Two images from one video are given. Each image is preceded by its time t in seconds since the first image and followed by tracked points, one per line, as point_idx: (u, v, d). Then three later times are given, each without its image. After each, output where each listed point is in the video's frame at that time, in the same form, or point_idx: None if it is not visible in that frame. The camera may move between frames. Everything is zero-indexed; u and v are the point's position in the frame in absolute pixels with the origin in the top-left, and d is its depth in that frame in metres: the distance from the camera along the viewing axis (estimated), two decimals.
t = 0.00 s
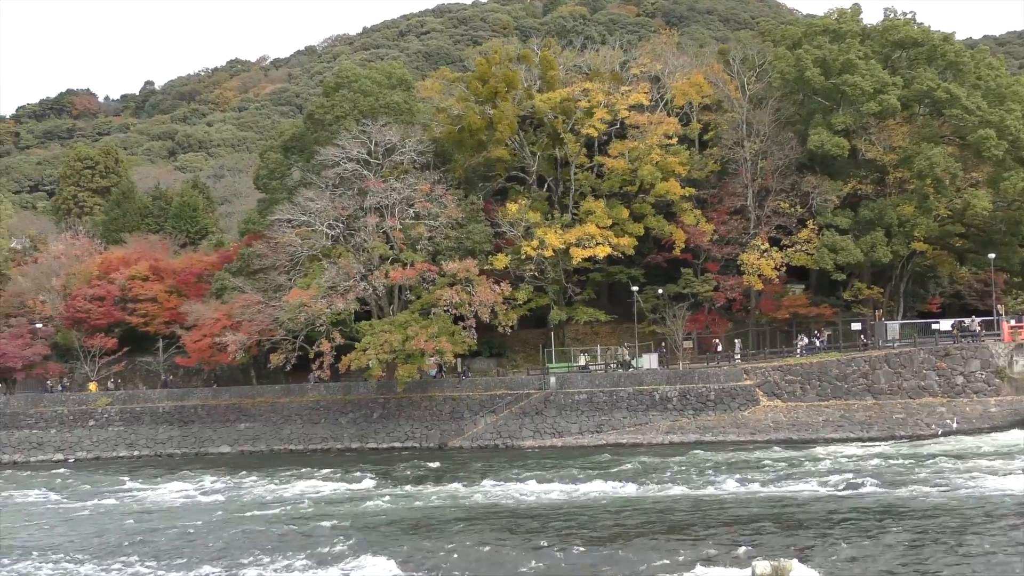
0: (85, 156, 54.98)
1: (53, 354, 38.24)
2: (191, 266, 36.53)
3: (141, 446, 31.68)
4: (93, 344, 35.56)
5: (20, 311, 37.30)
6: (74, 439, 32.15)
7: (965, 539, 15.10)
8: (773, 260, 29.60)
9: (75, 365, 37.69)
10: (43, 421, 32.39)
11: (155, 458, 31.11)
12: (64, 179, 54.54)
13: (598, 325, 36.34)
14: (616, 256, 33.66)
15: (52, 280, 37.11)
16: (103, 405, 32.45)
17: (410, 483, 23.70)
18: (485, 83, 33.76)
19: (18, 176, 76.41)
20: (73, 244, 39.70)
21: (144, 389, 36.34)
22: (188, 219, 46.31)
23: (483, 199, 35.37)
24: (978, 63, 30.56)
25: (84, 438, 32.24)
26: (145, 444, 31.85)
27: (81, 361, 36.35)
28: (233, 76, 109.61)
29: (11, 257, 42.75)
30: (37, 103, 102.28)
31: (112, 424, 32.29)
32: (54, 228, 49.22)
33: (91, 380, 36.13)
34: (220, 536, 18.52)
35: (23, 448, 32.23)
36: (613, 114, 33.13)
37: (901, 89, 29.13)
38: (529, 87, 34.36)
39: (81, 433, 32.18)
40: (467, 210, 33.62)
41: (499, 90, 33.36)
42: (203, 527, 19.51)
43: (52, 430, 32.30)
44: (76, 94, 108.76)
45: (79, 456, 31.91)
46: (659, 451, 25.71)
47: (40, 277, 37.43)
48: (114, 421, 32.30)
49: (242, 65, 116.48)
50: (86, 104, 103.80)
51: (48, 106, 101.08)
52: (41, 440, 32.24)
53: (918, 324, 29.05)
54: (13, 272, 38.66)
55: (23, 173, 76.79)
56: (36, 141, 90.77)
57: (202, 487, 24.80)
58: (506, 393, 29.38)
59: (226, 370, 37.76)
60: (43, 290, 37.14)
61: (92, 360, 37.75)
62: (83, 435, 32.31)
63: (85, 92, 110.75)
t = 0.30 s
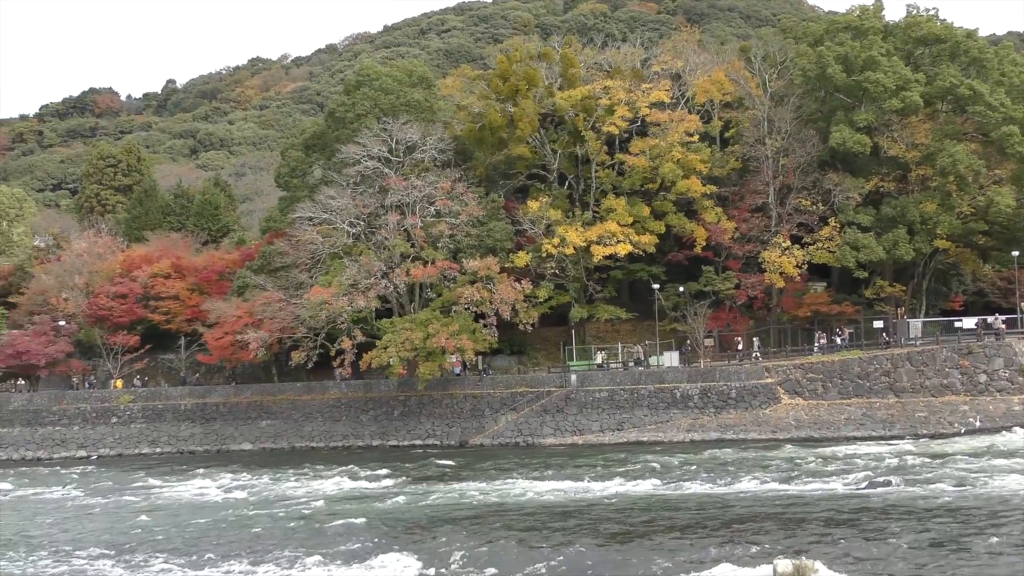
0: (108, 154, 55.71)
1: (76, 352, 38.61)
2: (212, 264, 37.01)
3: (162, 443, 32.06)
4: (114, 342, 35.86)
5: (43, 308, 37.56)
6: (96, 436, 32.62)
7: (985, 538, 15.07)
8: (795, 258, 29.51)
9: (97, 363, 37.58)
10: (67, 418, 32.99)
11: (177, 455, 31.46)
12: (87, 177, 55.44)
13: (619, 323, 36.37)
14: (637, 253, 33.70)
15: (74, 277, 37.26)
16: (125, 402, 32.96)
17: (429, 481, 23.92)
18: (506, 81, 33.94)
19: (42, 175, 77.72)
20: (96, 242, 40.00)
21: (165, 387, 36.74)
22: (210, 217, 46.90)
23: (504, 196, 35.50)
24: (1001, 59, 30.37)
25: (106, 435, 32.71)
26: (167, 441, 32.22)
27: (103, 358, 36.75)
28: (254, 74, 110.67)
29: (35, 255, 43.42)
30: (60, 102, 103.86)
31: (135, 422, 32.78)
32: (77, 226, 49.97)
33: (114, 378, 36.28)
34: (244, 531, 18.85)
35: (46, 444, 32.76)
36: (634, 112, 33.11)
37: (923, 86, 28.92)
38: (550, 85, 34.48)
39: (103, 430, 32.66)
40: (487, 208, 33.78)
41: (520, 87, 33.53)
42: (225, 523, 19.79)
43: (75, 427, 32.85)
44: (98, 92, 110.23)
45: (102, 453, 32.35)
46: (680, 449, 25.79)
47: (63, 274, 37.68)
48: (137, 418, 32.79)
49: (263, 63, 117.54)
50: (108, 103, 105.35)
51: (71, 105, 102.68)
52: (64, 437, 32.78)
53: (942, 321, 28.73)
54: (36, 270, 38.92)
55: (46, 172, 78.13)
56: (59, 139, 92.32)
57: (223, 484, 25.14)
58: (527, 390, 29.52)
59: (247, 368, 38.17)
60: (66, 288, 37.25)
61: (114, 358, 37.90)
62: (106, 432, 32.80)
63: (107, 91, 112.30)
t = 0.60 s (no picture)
0: (131, 152, 56.52)
1: (100, 349, 39.09)
2: (235, 262, 37.68)
3: (186, 440, 32.40)
4: (138, 339, 36.29)
5: (67, 305, 38.27)
6: (120, 433, 33.02)
7: (1009, 538, 15.04)
8: (817, 256, 29.45)
9: (120, 360, 37.88)
10: (90, 415, 33.42)
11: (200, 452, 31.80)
12: (110, 175, 56.36)
13: (641, 321, 36.42)
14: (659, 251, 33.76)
15: (98, 275, 37.74)
16: (148, 399, 33.34)
17: (450, 479, 24.16)
18: (528, 78, 34.28)
19: (66, 173, 79.16)
20: (119, 240, 40.60)
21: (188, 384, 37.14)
22: (232, 215, 47.51)
23: (526, 194, 35.67)
24: None
25: (129, 432, 33.13)
26: (190, 438, 32.57)
27: (126, 355, 37.15)
28: (276, 72, 111.70)
29: (60, 254, 44.22)
30: (84, 100, 105.54)
31: (158, 419, 33.14)
32: (100, 224, 50.77)
33: (137, 375, 36.57)
34: (267, 527, 19.17)
35: (70, 442, 33.26)
36: (656, 109, 33.17)
37: (947, 83, 28.73)
38: (572, 83, 34.73)
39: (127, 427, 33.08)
40: (509, 205, 33.95)
41: (543, 85, 33.81)
42: (248, 520, 20.08)
43: (98, 424, 33.26)
44: (121, 90, 111.93)
45: (126, 450, 32.73)
46: (703, 447, 25.85)
47: (87, 273, 38.24)
48: (160, 415, 33.16)
49: (286, 61, 118.65)
50: (131, 101, 106.98)
51: (95, 103, 104.42)
52: (87, 434, 33.25)
53: (964, 319, 29.09)
54: (61, 268, 39.74)
55: (70, 170, 79.59)
56: (83, 137, 94.04)
57: (246, 482, 25.51)
58: (549, 388, 29.69)
59: (270, 365, 38.62)
60: (89, 285, 37.82)
61: (137, 355, 38.24)
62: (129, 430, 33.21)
63: (130, 88, 113.92)
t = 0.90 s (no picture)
0: (155, 151, 57.36)
1: (124, 346, 39.79)
2: (258, 260, 38.09)
3: (209, 438, 32.62)
4: (161, 337, 36.73)
5: (91, 303, 39.12)
6: (144, 430, 33.28)
7: None
8: (840, 254, 29.39)
9: (144, 358, 38.58)
10: (115, 412, 33.61)
11: (223, 449, 31.96)
12: (134, 173, 57.15)
13: (663, 318, 36.50)
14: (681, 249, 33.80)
15: (122, 273, 38.36)
16: (172, 397, 33.61)
17: (473, 476, 24.41)
18: (550, 76, 34.38)
19: (90, 171, 80.66)
20: (142, 237, 41.05)
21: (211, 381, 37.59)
22: (255, 213, 48.10)
23: (548, 191, 35.84)
24: None
25: (153, 430, 33.36)
26: (213, 435, 32.79)
27: (150, 353, 37.54)
28: (298, 70, 112.66)
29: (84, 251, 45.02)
30: (109, 98, 107.19)
31: (181, 416, 33.37)
32: (124, 222, 51.51)
33: (161, 372, 37.06)
34: (292, 525, 19.46)
35: (95, 439, 33.50)
36: (678, 107, 33.20)
37: (971, 80, 28.56)
38: (594, 80, 34.78)
39: (150, 425, 33.31)
40: (531, 203, 34.10)
41: (564, 83, 33.88)
42: (273, 517, 20.36)
43: (123, 422, 33.52)
44: (145, 89, 113.54)
45: (149, 447, 33.02)
46: (725, 445, 25.90)
47: (111, 270, 38.86)
48: (183, 413, 33.37)
49: (308, 59, 119.66)
50: (155, 100, 108.61)
51: (119, 102, 106.07)
52: (111, 431, 33.45)
53: (989, 317, 29.05)
54: (85, 265, 40.32)
55: (94, 168, 81.07)
56: (108, 136, 95.78)
57: (269, 479, 25.85)
58: (571, 386, 29.87)
59: (293, 363, 39.06)
60: (113, 284, 38.48)
61: (161, 352, 38.92)
62: (153, 427, 33.44)
63: (154, 87, 115.56)
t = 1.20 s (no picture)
0: (180, 149, 58.27)
1: (149, 344, 40.31)
2: (282, 257, 38.75)
3: (233, 435, 32.80)
4: (185, 335, 37.22)
5: (116, 300, 39.70)
6: (168, 427, 33.40)
7: None
8: (865, 252, 29.29)
9: (169, 355, 39.24)
10: (140, 410, 33.77)
11: (248, 447, 32.23)
12: (158, 172, 57.93)
13: (687, 317, 36.57)
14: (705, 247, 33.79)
15: (147, 271, 38.94)
16: (196, 394, 33.85)
17: (495, 474, 24.63)
18: (574, 74, 34.51)
19: (116, 169, 82.03)
20: (167, 235, 41.63)
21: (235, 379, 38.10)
22: (279, 211, 48.69)
23: (571, 190, 35.99)
24: None
25: (177, 427, 33.51)
26: (237, 433, 32.98)
27: (175, 350, 38.06)
28: (322, 69, 113.62)
29: (108, 248, 45.63)
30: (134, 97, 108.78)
31: (205, 414, 33.62)
32: (149, 219, 52.21)
33: (185, 370, 37.55)
34: (318, 522, 19.74)
35: (119, 436, 33.59)
36: (702, 105, 33.27)
37: (998, 77, 28.42)
38: (617, 78, 34.67)
39: (174, 422, 33.47)
40: (554, 202, 34.24)
41: (588, 81, 33.95)
42: (298, 515, 20.64)
43: (147, 419, 33.66)
44: (169, 87, 115.07)
45: (173, 445, 33.10)
46: (747, 444, 25.91)
47: (136, 268, 39.50)
48: (207, 410, 33.63)
49: (331, 58, 120.64)
50: (179, 99, 110.21)
51: (143, 100, 107.58)
52: (136, 428, 33.60)
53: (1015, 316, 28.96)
54: (110, 264, 40.94)
55: (119, 166, 82.40)
56: (132, 134, 97.40)
57: (293, 477, 26.18)
58: (593, 384, 29.98)
59: (317, 360, 39.53)
60: (138, 281, 39.04)
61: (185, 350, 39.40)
62: (177, 424, 33.61)
63: (178, 86, 117.12)
